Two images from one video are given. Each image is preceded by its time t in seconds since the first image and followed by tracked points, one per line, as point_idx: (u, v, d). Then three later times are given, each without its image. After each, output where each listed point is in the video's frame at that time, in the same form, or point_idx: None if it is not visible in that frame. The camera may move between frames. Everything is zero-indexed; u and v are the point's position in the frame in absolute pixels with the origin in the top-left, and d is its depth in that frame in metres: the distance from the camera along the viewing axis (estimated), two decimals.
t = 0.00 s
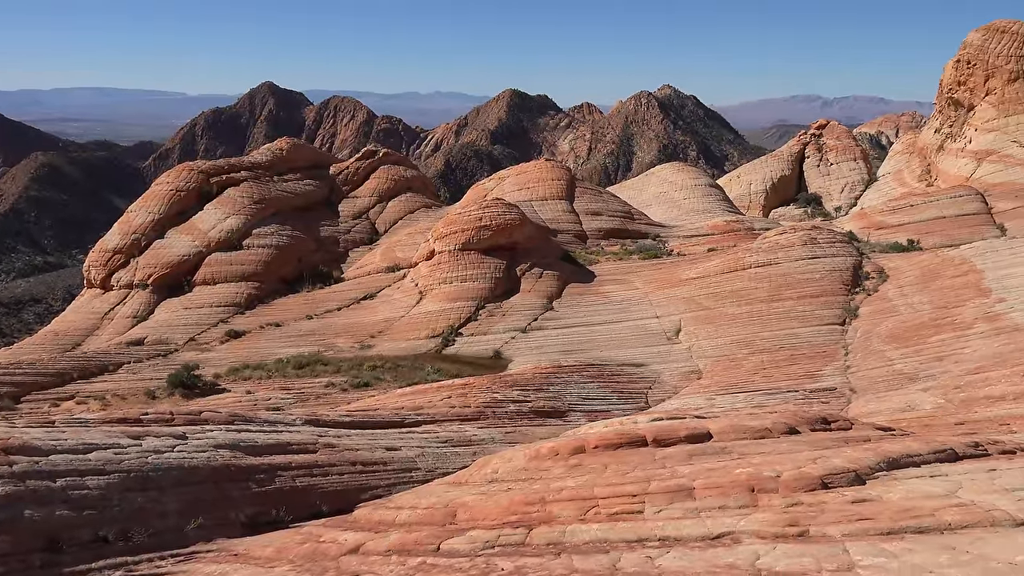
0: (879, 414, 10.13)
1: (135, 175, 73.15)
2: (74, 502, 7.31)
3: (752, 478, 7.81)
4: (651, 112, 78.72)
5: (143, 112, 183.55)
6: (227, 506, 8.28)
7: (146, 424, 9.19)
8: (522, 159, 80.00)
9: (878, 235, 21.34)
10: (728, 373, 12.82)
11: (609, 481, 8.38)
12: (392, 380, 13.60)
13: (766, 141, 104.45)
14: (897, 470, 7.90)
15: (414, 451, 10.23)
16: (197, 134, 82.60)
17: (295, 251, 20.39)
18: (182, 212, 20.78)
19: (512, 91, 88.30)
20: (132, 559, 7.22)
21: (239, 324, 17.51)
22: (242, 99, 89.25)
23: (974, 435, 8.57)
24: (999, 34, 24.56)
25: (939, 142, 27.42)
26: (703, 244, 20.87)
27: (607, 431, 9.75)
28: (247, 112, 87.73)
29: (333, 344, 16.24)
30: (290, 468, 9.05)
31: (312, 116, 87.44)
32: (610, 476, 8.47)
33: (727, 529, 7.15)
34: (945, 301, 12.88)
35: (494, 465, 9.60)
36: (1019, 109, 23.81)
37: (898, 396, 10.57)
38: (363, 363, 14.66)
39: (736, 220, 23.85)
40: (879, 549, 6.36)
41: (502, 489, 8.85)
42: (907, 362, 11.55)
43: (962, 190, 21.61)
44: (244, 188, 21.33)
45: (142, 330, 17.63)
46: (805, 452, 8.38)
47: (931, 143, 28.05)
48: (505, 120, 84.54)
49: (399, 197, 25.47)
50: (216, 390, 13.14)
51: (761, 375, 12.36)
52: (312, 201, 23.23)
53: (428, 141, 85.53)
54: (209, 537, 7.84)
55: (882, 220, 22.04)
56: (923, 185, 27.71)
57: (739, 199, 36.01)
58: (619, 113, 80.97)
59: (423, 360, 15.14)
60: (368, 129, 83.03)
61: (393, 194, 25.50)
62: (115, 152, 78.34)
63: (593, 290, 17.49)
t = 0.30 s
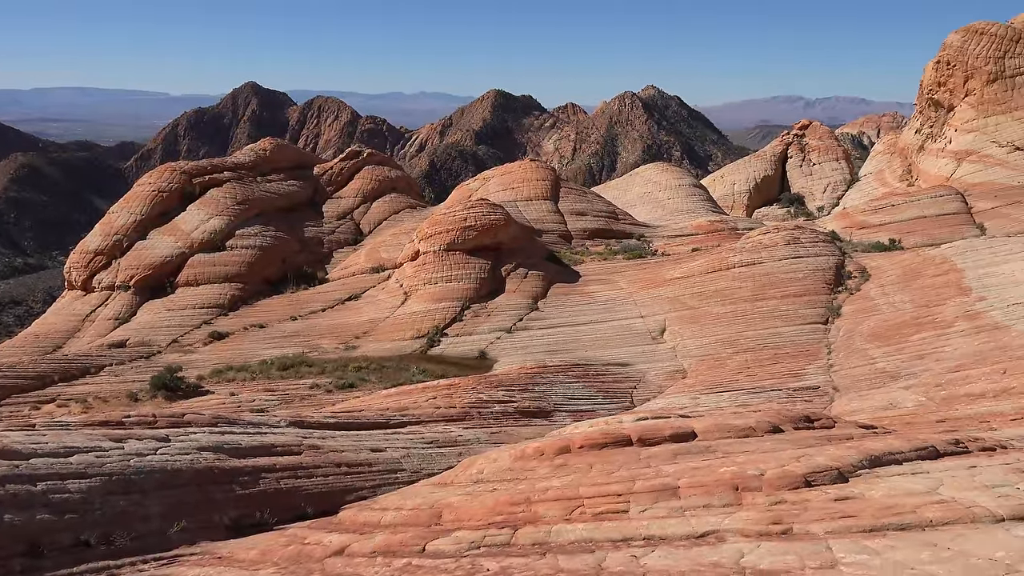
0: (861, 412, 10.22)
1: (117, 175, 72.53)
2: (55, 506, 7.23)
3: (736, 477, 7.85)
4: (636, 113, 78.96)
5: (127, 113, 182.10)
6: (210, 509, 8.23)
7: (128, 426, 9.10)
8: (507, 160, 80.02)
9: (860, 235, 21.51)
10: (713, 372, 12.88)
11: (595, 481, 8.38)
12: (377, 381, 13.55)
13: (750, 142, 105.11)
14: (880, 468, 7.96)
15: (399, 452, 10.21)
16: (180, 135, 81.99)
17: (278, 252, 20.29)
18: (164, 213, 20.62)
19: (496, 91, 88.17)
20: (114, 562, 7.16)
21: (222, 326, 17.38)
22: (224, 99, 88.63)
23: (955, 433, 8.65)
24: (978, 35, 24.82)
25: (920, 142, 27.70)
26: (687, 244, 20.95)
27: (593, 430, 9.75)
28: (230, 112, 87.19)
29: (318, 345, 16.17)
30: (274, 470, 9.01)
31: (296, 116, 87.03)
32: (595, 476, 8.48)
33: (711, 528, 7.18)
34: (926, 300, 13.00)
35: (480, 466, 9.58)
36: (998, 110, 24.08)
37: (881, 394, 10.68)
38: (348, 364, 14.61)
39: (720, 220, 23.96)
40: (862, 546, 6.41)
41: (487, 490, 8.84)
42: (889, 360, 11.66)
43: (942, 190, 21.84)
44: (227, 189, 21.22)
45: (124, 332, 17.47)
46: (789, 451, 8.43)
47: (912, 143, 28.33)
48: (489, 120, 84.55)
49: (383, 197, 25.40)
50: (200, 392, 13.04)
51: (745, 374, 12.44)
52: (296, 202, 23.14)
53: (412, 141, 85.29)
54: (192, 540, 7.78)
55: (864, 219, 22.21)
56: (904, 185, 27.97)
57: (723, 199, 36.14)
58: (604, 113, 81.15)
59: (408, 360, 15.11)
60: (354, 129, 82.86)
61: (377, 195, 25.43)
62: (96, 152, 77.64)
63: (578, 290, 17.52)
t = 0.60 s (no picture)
0: (844, 411, 10.31)
1: (98, 176, 71.89)
2: (36, 510, 7.15)
3: (720, 476, 7.88)
4: (620, 113, 79.22)
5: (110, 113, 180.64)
6: (194, 512, 8.17)
7: (109, 429, 9.00)
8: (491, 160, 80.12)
9: (842, 235, 21.68)
10: (697, 372, 12.94)
11: (579, 480, 8.39)
12: (362, 382, 13.51)
13: (734, 142, 105.78)
14: (862, 466, 8.02)
15: (384, 453, 10.18)
16: (162, 135, 81.34)
17: (262, 253, 20.19)
18: (146, 214, 20.46)
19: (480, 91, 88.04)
20: (96, 566, 7.10)
21: (206, 327, 17.26)
22: (207, 99, 87.96)
23: (936, 431, 8.73)
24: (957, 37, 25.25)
25: (901, 143, 27.98)
26: (672, 244, 21.01)
27: (577, 430, 9.76)
28: (213, 112, 86.68)
29: (302, 346, 16.09)
30: (258, 472, 8.95)
31: (279, 116, 86.64)
32: (580, 476, 8.48)
33: (695, 527, 7.21)
34: (907, 299, 13.13)
35: (465, 466, 9.57)
36: (977, 110, 24.31)
37: (863, 393, 10.78)
38: (332, 365, 14.55)
39: (704, 220, 24.06)
40: (844, 544, 6.45)
41: (472, 490, 8.83)
42: (871, 359, 11.75)
43: (923, 190, 22.06)
44: (210, 190, 21.10)
45: (106, 333, 17.31)
46: (772, 450, 8.48)
47: (893, 144, 28.61)
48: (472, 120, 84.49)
49: (367, 198, 25.33)
50: (183, 394, 12.95)
51: (729, 373, 12.49)
52: (279, 203, 23.03)
53: (396, 142, 85.12)
54: (175, 543, 7.73)
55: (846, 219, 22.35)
56: (885, 185, 28.20)
57: (706, 199, 36.26)
58: (588, 113, 81.35)
59: (393, 361, 15.07)
60: (337, 129, 82.66)
61: (362, 195, 25.35)
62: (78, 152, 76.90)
63: (563, 290, 17.55)
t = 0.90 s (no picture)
0: (827, 409, 10.40)
1: (79, 176, 71.17)
2: (15, 514, 7.06)
3: (704, 475, 7.91)
4: (604, 114, 79.39)
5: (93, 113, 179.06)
6: (176, 515, 8.11)
7: (90, 431, 8.90)
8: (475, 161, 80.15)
9: (824, 235, 21.83)
10: (681, 371, 12.99)
11: (564, 480, 8.39)
12: (346, 383, 13.46)
13: (718, 143, 106.32)
14: (844, 463, 8.07)
15: (368, 454, 10.15)
16: (143, 135, 80.54)
17: (246, 254, 20.09)
18: (128, 215, 20.29)
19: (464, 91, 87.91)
20: (77, 571, 7.03)
21: (188, 329, 17.13)
22: (190, 99, 87.32)
23: (917, 428, 8.81)
24: (937, 39, 25.60)
25: (882, 143, 28.26)
26: (656, 244, 21.09)
27: (562, 430, 9.76)
28: (195, 112, 86.05)
29: (286, 347, 16.00)
30: (241, 474, 8.90)
31: (263, 116, 86.16)
32: (565, 475, 8.49)
33: (679, 526, 7.24)
34: (888, 298, 13.25)
35: (450, 466, 9.55)
36: (956, 111, 24.54)
37: (845, 391, 10.88)
38: (317, 366, 14.49)
39: (688, 220, 24.16)
40: (827, 541, 6.49)
41: (458, 491, 8.82)
42: (853, 358, 11.84)
43: (904, 192, 22.29)
44: (192, 191, 20.97)
45: (87, 335, 17.13)
46: (756, 448, 8.52)
47: (875, 144, 28.88)
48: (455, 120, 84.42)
49: (352, 198, 25.25)
50: (166, 396, 12.85)
51: (713, 373, 12.54)
52: (263, 203, 22.93)
53: (381, 142, 84.90)
54: (157, 546, 7.67)
55: (829, 220, 22.44)
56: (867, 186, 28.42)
57: (690, 199, 36.29)
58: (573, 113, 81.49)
59: (378, 362, 15.01)
60: (320, 129, 82.39)
61: (346, 196, 25.27)
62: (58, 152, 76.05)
63: (547, 290, 17.57)
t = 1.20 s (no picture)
0: (810, 408, 10.49)
1: (59, 175, 70.35)
2: None
3: (688, 474, 7.94)
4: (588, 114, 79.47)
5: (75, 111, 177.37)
6: (158, 518, 8.05)
7: (72, 434, 8.80)
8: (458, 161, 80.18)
9: (807, 235, 21.99)
10: (665, 371, 13.03)
11: (549, 480, 8.40)
12: (331, 384, 13.40)
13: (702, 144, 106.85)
14: (826, 462, 8.13)
15: (353, 455, 10.12)
16: (124, 135, 79.35)
17: (229, 254, 19.99)
18: (109, 215, 20.12)
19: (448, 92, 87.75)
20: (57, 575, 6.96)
21: (171, 330, 16.99)
22: (172, 99, 86.48)
23: (898, 427, 8.90)
24: (918, 41, 25.83)
25: (864, 144, 28.50)
26: (640, 244, 21.16)
27: (547, 430, 9.77)
28: (178, 112, 85.33)
29: (270, 348, 15.92)
30: (225, 476, 8.84)
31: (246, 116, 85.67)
32: (550, 475, 8.49)
33: (664, 525, 7.27)
34: (870, 297, 13.36)
35: (435, 467, 9.54)
36: (937, 112, 24.77)
37: (828, 390, 10.98)
38: (301, 367, 14.43)
39: (671, 220, 24.24)
40: (810, 539, 6.54)
41: (443, 491, 8.81)
42: (835, 357, 11.94)
43: (886, 192, 22.50)
44: (175, 191, 20.84)
45: (68, 337, 16.94)
46: (739, 447, 8.56)
47: (856, 145, 29.12)
48: (440, 120, 84.33)
49: (336, 198, 25.16)
50: (148, 398, 12.75)
51: (698, 372, 12.59)
52: (246, 203, 22.82)
53: (365, 142, 84.69)
54: (140, 549, 7.61)
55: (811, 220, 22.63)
56: (849, 186, 28.64)
57: (674, 200, 36.39)
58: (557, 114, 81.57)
59: (362, 363, 14.96)
60: (303, 129, 82.15)
61: (330, 196, 25.18)
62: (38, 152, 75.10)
63: (532, 290, 17.59)
